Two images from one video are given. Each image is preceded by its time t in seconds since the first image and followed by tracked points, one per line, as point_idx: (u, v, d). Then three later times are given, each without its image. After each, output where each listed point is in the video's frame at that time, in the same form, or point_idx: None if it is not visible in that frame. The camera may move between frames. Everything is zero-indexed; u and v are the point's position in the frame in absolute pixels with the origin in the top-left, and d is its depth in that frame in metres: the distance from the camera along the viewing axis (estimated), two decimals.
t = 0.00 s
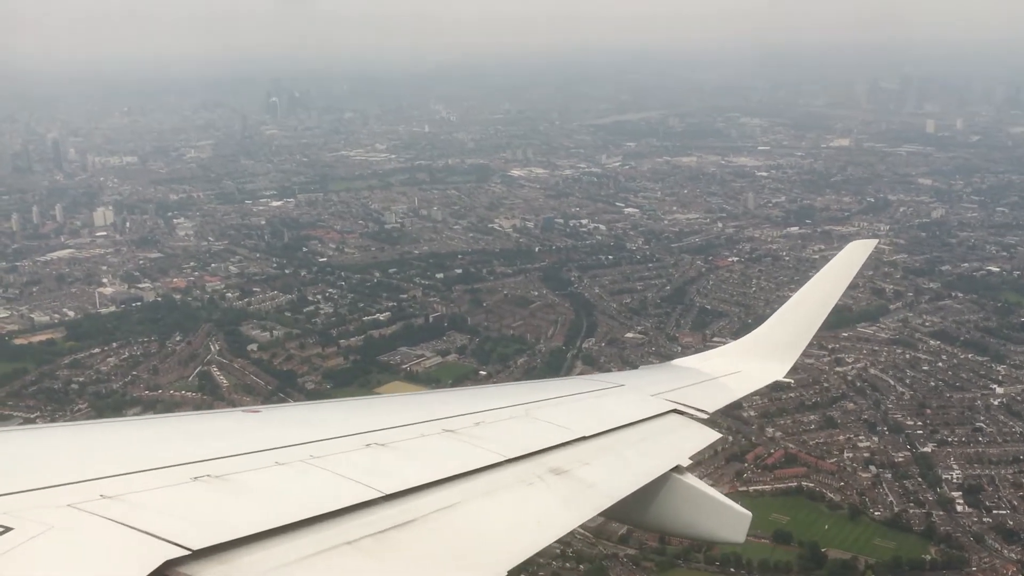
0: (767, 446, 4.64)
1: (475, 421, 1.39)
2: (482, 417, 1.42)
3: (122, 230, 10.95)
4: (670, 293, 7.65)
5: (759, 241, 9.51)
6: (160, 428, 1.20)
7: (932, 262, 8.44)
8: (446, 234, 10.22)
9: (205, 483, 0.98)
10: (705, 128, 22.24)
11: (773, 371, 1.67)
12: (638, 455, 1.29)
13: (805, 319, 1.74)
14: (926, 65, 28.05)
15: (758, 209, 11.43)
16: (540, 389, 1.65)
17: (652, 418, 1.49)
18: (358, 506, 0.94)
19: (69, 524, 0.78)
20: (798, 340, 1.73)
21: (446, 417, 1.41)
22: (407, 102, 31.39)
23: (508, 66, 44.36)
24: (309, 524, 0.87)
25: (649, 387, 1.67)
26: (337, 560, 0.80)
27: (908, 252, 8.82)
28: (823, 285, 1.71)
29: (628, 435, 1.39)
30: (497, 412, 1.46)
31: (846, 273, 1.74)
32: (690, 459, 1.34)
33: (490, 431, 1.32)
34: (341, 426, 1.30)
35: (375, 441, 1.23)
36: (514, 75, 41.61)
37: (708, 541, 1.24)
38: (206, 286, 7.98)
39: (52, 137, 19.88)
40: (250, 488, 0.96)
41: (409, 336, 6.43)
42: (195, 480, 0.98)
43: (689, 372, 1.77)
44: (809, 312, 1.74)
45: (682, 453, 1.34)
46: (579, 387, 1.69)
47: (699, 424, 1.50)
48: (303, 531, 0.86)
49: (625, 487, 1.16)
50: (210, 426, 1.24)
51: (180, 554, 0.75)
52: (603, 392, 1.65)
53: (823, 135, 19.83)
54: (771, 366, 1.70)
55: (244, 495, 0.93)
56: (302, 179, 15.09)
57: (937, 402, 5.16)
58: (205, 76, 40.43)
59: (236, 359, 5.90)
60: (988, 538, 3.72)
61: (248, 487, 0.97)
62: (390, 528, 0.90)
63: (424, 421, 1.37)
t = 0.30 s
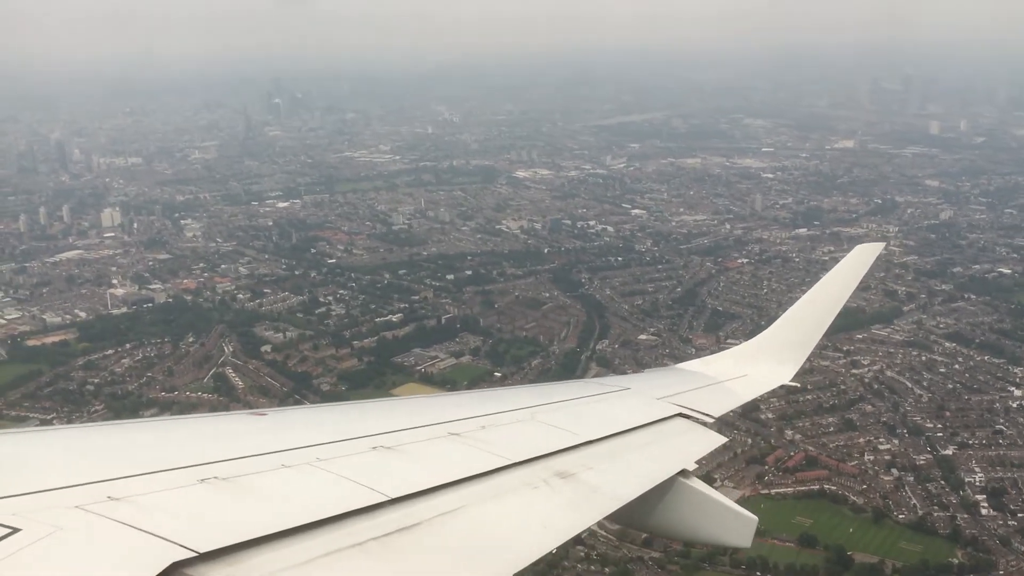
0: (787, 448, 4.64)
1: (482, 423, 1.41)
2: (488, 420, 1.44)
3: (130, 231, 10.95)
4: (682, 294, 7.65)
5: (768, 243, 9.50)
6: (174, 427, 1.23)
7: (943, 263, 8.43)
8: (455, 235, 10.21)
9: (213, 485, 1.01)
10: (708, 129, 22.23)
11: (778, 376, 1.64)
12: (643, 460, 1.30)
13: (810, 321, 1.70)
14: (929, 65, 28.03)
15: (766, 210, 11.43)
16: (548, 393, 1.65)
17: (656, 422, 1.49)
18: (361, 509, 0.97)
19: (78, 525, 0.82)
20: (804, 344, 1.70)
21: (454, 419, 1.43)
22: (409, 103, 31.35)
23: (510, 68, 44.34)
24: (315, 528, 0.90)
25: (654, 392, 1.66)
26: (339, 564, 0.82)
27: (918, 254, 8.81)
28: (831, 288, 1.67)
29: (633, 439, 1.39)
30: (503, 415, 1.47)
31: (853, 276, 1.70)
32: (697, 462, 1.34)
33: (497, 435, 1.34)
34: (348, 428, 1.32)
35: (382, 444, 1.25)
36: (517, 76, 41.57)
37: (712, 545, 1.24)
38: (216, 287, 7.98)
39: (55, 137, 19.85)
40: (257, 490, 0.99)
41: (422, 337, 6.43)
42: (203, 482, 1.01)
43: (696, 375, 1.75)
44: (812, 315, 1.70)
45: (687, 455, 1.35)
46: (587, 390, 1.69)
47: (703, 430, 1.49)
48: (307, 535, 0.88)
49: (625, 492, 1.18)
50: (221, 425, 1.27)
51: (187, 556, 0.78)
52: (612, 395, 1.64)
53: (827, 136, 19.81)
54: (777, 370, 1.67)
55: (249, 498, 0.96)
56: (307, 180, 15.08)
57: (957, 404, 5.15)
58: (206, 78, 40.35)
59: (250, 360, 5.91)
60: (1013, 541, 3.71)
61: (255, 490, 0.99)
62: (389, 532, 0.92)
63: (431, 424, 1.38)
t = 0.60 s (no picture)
0: (807, 447, 4.62)
1: (492, 420, 1.37)
2: (497, 417, 1.39)
3: (136, 228, 10.92)
4: (693, 292, 7.63)
5: (777, 241, 9.48)
6: (176, 425, 1.17)
7: (954, 262, 8.42)
8: (462, 232, 10.19)
9: (218, 481, 0.96)
10: (711, 127, 22.22)
11: (789, 375, 1.64)
12: (653, 461, 1.26)
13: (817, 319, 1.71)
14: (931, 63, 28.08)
15: (773, 208, 11.41)
16: (554, 390, 1.61)
17: (666, 420, 1.46)
18: (370, 507, 0.93)
19: (81, 524, 0.77)
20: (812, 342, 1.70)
21: (461, 416, 1.38)
22: (411, 100, 31.32)
23: (510, 66, 44.34)
24: (324, 525, 0.86)
25: (663, 388, 1.64)
26: (347, 563, 0.79)
27: (929, 253, 8.80)
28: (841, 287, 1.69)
29: (638, 439, 1.35)
30: (511, 412, 1.43)
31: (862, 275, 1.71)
32: (705, 462, 1.30)
33: (506, 433, 1.29)
34: (352, 425, 1.27)
35: (388, 441, 1.20)
36: (517, 73, 41.58)
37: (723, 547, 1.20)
38: (225, 284, 7.95)
39: (58, 132, 19.80)
40: (263, 487, 0.95)
41: (435, 335, 6.40)
42: (208, 478, 0.96)
43: (704, 373, 1.73)
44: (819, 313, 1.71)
45: (697, 455, 1.31)
46: (596, 387, 1.66)
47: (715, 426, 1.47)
48: (315, 532, 0.85)
49: (637, 491, 1.14)
50: (224, 422, 1.21)
51: (191, 555, 0.74)
52: (620, 394, 1.60)
53: (831, 134, 19.82)
54: (787, 369, 1.68)
55: (257, 494, 0.92)
56: (312, 177, 15.04)
57: (975, 404, 5.13)
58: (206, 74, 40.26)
59: (264, 358, 5.88)
60: None
61: (262, 486, 0.95)
62: (400, 529, 0.88)
63: (437, 421, 1.33)
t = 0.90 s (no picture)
0: (821, 441, 4.63)
1: (495, 424, 1.36)
2: (499, 421, 1.38)
3: (136, 225, 10.86)
4: (699, 286, 7.62)
5: (780, 235, 9.48)
6: (178, 430, 1.18)
7: (959, 255, 8.43)
8: (464, 228, 10.16)
9: (222, 485, 0.96)
10: (707, 121, 22.22)
11: (792, 375, 1.62)
12: (656, 462, 1.26)
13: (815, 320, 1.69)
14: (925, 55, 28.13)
15: (774, 202, 11.41)
16: (555, 394, 1.60)
17: (667, 422, 1.45)
18: (373, 511, 0.93)
19: (86, 527, 0.78)
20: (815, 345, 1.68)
21: (464, 420, 1.37)
22: (406, 96, 31.22)
23: (503, 61, 44.26)
24: (325, 529, 0.86)
25: (665, 391, 1.62)
26: (350, 566, 0.79)
27: (932, 246, 8.81)
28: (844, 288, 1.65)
29: (641, 441, 1.34)
30: (513, 417, 1.42)
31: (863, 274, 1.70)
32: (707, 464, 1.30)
33: (509, 437, 1.28)
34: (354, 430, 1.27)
35: (390, 445, 1.20)
36: (511, 69, 41.51)
37: (727, 549, 1.19)
38: (229, 281, 7.91)
39: (52, 130, 19.67)
40: (268, 491, 0.95)
41: (442, 332, 6.38)
42: (212, 483, 0.97)
43: (707, 375, 1.72)
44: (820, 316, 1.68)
45: (699, 458, 1.30)
46: (598, 391, 1.65)
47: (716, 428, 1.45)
48: (317, 536, 0.85)
49: (638, 494, 1.14)
50: (228, 428, 1.21)
51: (197, 558, 0.74)
52: (621, 397, 1.59)
53: (827, 128, 19.84)
54: (791, 369, 1.65)
55: (262, 500, 0.92)
56: (310, 173, 14.99)
57: (987, 397, 5.13)
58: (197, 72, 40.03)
59: (272, 355, 5.85)
60: None
61: (268, 491, 0.95)
62: (403, 532, 0.89)
63: (438, 424, 1.33)
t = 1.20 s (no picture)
0: (834, 434, 4.63)
1: (497, 430, 1.36)
2: (499, 427, 1.38)
3: (131, 228, 10.78)
4: (701, 281, 7.62)
5: (779, 228, 9.49)
6: (176, 441, 1.17)
7: (958, 245, 8.46)
8: (462, 226, 10.13)
9: (221, 496, 0.96)
10: (699, 115, 22.22)
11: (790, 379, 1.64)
12: (655, 467, 1.26)
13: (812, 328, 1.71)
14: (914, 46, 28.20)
15: (770, 196, 11.43)
16: (552, 400, 1.60)
17: (666, 426, 1.45)
18: (374, 520, 0.93)
19: (84, 541, 0.78)
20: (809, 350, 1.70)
21: (464, 426, 1.37)
22: (395, 94, 31.12)
23: (491, 57, 44.15)
24: (326, 539, 0.86)
25: (664, 395, 1.62)
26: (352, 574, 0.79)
27: (931, 237, 8.83)
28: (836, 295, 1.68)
29: (638, 445, 1.34)
30: (511, 422, 1.41)
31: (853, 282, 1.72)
32: (706, 468, 1.30)
33: (509, 443, 1.28)
34: (353, 438, 1.26)
35: (390, 453, 1.19)
36: (499, 65, 41.42)
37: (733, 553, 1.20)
38: (229, 283, 7.87)
39: (41, 132, 19.52)
40: (268, 503, 0.94)
41: (447, 330, 6.36)
42: (211, 494, 0.96)
43: (704, 378, 1.72)
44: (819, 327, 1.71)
45: (698, 462, 1.31)
46: (595, 396, 1.65)
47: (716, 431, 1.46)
48: (319, 546, 0.85)
49: (640, 498, 1.14)
50: (226, 439, 1.20)
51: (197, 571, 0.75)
52: (619, 401, 1.59)
53: (819, 121, 19.87)
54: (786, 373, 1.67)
55: (262, 511, 0.91)
56: (304, 173, 14.93)
57: (995, 387, 5.14)
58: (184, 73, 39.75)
59: (277, 356, 5.82)
60: None
61: (268, 502, 0.95)
62: (405, 541, 0.89)
63: (438, 431, 1.32)
